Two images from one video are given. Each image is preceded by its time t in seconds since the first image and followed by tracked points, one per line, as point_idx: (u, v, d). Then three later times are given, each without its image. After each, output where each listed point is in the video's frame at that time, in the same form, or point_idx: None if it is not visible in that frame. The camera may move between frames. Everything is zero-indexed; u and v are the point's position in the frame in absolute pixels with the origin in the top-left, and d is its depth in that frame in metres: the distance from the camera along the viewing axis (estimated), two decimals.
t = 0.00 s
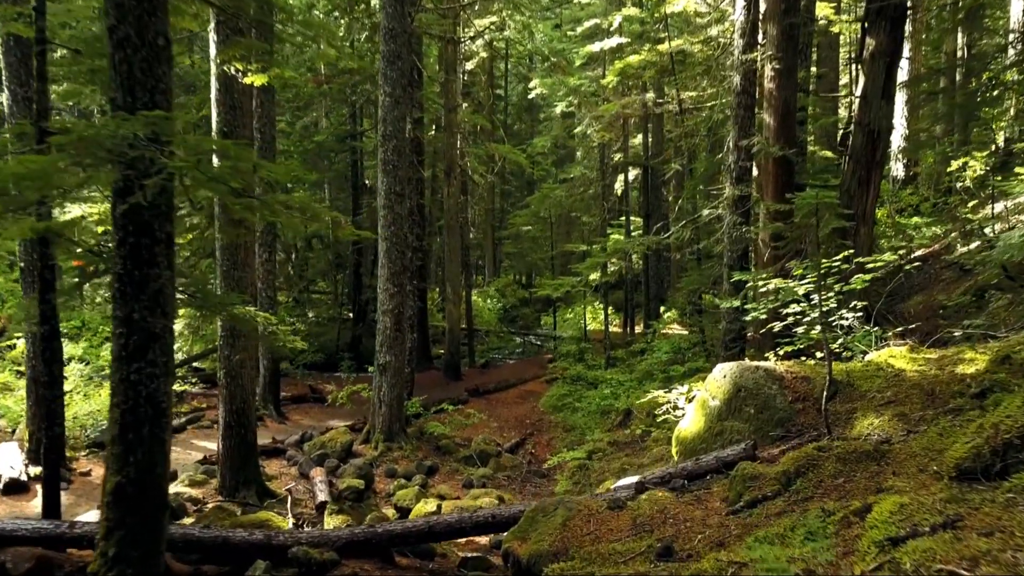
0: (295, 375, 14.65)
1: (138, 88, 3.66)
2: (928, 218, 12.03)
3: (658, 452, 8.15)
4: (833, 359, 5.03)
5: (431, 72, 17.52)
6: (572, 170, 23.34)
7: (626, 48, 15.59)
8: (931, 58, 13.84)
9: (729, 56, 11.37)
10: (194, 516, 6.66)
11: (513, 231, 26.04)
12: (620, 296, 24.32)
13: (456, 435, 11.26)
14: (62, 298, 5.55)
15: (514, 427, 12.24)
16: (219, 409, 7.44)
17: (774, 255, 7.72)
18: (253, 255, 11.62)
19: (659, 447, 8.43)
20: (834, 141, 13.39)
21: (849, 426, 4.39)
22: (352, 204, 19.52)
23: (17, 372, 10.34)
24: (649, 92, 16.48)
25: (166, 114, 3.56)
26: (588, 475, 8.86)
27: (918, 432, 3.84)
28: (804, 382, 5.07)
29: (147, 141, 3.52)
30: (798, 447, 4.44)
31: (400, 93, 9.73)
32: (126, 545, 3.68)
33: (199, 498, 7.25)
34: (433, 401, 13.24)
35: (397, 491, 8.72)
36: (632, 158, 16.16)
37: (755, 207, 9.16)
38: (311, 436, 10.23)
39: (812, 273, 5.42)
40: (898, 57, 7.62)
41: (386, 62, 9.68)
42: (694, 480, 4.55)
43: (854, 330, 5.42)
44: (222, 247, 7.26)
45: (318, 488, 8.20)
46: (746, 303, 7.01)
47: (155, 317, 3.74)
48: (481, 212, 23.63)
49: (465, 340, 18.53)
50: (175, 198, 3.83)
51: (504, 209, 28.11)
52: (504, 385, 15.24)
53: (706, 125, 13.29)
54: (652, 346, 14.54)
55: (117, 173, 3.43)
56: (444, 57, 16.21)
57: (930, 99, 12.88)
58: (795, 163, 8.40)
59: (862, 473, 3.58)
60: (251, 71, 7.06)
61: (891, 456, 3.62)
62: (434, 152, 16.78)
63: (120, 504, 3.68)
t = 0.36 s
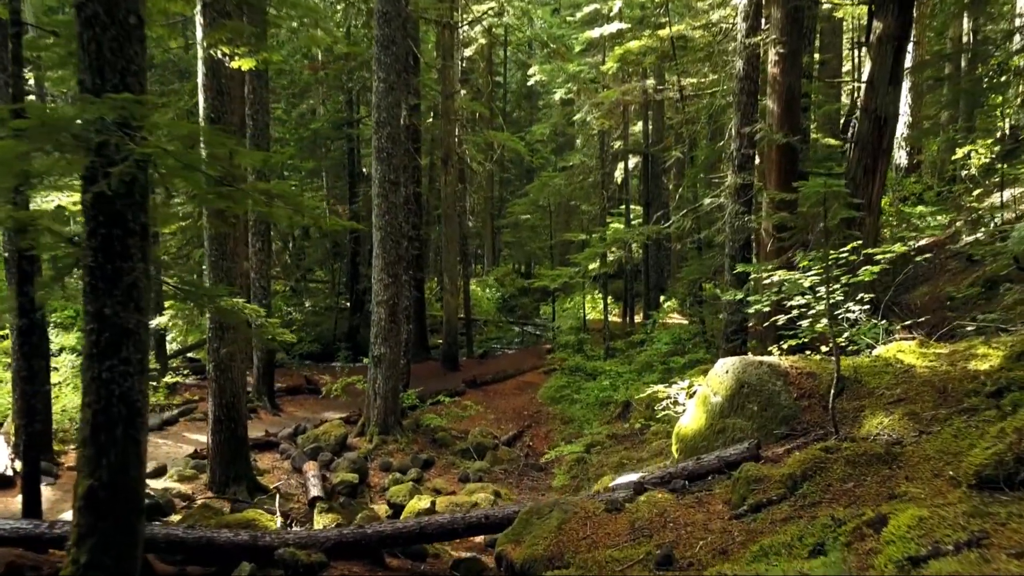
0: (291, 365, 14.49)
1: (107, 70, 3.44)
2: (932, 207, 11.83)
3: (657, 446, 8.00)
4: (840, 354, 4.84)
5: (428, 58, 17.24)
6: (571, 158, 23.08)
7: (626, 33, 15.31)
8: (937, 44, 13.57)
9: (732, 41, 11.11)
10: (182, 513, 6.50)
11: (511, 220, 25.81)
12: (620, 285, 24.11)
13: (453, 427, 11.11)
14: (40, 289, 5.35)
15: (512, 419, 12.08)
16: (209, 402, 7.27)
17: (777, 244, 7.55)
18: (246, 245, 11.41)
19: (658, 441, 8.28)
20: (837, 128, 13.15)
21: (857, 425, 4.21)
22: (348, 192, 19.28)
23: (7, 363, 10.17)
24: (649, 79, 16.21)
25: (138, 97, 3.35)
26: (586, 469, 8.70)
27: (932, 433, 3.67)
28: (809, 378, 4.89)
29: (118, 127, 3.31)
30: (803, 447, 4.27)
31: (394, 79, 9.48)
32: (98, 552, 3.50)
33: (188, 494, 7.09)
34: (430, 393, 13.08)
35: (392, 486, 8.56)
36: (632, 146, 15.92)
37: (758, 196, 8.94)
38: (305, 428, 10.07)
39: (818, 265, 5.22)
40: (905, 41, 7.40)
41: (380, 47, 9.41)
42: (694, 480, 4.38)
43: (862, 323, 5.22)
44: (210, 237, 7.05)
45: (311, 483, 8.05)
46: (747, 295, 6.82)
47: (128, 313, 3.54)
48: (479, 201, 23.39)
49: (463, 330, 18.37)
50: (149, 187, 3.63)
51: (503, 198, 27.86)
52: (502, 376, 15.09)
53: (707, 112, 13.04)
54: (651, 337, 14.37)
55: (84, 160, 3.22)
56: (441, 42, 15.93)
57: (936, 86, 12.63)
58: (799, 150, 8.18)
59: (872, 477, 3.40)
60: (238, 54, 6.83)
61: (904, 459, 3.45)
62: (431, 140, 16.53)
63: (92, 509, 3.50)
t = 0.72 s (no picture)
0: (285, 356, 14.29)
1: (68, 50, 3.19)
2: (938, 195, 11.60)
3: (657, 441, 7.80)
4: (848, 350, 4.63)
5: (425, 44, 16.93)
6: (570, 146, 22.79)
7: (626, 18, 15.00)
8: (943, 28, 13.28)
9: (735, 25, 10.84)
10: (168, 512, 6.30)
11: (510, 208, 25.57)
12: (619, 274, 23.88)
13: (449, 420, 10.93)
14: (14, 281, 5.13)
15: (509, 411, 11.90)
16: (195, 397, 7.06)
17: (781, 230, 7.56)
18: (238, 234, 11.16)
19: (658, 435, 8.08)
20: (841, 114, 12.88)
21: (867, 427, 4.01)
22: (344, 181, 19.00)
23: None
24: (650, 65, 15.90)
25: (101, 78, 3.11)
26: (584, 464, 8.52)
27: (949, 437, 3.45)
28: (816, 376, 4.68)
29: (80, 110, 3.08)
30: (810, 450, 4.06)
31: (387, 64, 9.22)
32: (63, 564, 3.29)
33: (175, 491, 6.88)
34: (426, 384, 12.89)
35: (386, 481, 8.37)
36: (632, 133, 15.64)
37: (761, 184, 8.69)
38: (298, 422, 9.87)
39: (826, 257, 5.00)
40: (915, 23, 7.14)
41: (372, 31, 9.12)
42: (696, 484, 4.17)
43: (871, 318, 5.01)
44: (196, 227, 6.83)
45: (302, 478, 7.86)
46: (749, 287, 6.59)
47: (94, 310, 3.32)
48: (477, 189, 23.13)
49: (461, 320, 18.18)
50: (116, 176, 3.39)
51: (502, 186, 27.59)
52: (499, 367, 14.91)
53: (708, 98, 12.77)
54: (651, 327, 14.17)
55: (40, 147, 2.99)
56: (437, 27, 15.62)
57: (942, 71, 12.36)
58: (805, 137, 7.94)
59: (887, 484, 3.20)
60: (222, 37, 6.57)
61: (920, 465, 3.24)
62: (428, 127, 16.25)
63: (57, 518, 3.29)
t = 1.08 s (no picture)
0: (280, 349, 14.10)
1: (27, 32, 2.98)
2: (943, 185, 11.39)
3: (657, 439, 7.63)
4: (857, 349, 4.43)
5: (421, 31, 16.65)
6: (570, 135, 22.55)
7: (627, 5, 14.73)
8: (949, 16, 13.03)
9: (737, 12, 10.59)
10: (155, 512, 6.13)
11: (509, 199, 25.35)
12: (619, 266, 23.67)
13: (445, 415, 10.75)
14: None
15: (507, 406, 11.72)
16: (183, 394, 6.86)
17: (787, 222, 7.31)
18: (230, 226, 10.94)
19: (657, 432, 7.91)
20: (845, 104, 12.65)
21: (877, 431, 3.83)
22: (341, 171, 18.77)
23: None
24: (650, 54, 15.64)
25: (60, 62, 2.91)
26: (582, 460, 8.35)
27: (968, 444, 3.26)
28: (824, 377, 4.48)
29: (39, 96, 2.87)
30: (818, 456, 3.88)
31: (381, 51, 8.98)
32: None
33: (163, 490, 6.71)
34: (423, 378, 12.73)
35: (380, 479, 8.19)
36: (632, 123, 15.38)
37: (763, 175, 8.48)
38: (291, 417, 9.69)
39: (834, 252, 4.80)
40: (925, 9, 6.90)
41: (365, 17, 8.87)
42: (697, 489, 4.00)
43: (879, 314, 4.81)
44: (183, 220, 6.64)
45: (295, 476, 7.70)
46: (753, 283, 6.38)
47: (60, 307, 3.14)
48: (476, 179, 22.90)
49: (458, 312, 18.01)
50: (82, 167, 3.19)
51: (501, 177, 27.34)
52: (497, 360, 14.73)
53: (710, 87, 12.54)
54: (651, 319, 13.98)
55: None
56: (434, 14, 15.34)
57: (948, 59, 12.12)
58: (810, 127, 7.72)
59: (903, 495, 3.01)
60: (207, 22, 6.34)
61: (937, 475, 3.06)
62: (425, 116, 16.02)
63: (22, 529, 3.11)
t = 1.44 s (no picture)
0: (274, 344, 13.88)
1: None
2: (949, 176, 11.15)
3: (657, 438, 7.42)
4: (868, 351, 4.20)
5: (417, 19, 16.32)
6: (569, 125, 22.25)
7: None
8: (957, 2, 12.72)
9: None
10: (138, 516, 5.92)
11: (507, 189, 25.09)
12: (618, 257, 23.44)
13: (441, 411, 10.54)
14: None
15: (504, 401, 11.51)
16: (168, 394, 6.64)
17: (790, 211, 7.25)
18: (220, 218, 10.66)
19: (657, 431, 7.70)
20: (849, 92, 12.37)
21: (891, 439, 3.61)
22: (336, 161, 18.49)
23: None
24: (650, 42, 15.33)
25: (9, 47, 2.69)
26: (580, 459, 8.15)
27: (991, 457, 3.04)
28: (833, 379, 4.25)
29: None
30: (827, 465, 3.66)
31: (374, 38, 8.67)
32: None
33: (147, 492, 6.51)
34: (419, 373, 12.53)
35: (373, 478, 7.99)
36: (632, 113, 15.07)
37: (767, 165, 8.23)
38: (282, 414, 9.49)
39: (844, 248, 4.57)
40: None
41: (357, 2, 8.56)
42: (700, 500, 3.78)
43: (891, 312, 4.58)
44: (166, 212, 6.39)
45: (285, 476, 7.50)
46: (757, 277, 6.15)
47: (15, 311, 2.91)
48: (474, 170, 22.63)
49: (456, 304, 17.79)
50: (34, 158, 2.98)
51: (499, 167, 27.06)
52: (495, 353, 14.52)
53: (711, 75, 12.25)
54: (651, 312, 13.77)
55: None
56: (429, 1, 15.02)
57: (955, 47, 11.84)
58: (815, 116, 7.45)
59: (923, 512, 2.79)
60: (187, 6, 6.06)
61: (959, 492, 2.83)
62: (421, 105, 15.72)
63: None
